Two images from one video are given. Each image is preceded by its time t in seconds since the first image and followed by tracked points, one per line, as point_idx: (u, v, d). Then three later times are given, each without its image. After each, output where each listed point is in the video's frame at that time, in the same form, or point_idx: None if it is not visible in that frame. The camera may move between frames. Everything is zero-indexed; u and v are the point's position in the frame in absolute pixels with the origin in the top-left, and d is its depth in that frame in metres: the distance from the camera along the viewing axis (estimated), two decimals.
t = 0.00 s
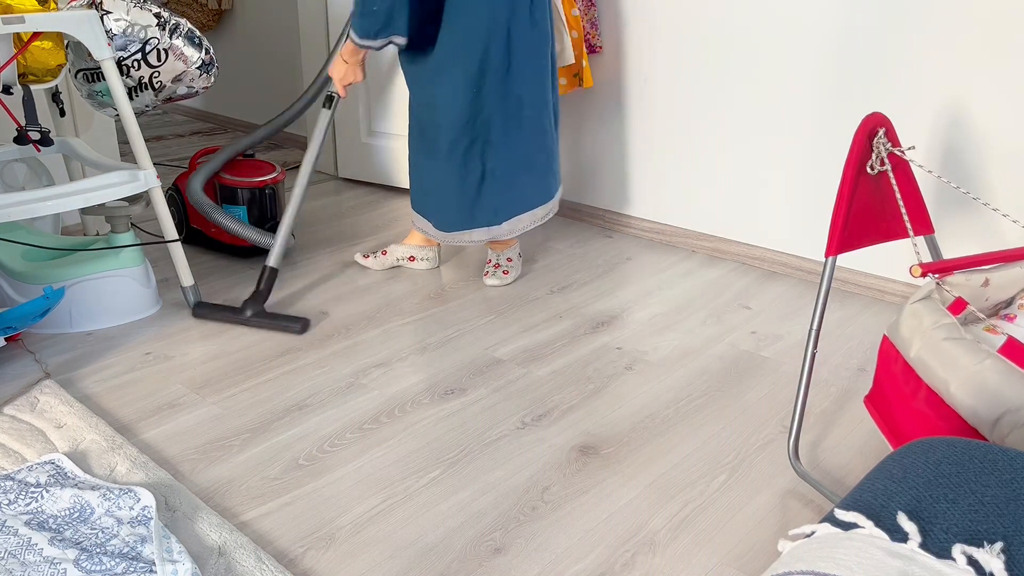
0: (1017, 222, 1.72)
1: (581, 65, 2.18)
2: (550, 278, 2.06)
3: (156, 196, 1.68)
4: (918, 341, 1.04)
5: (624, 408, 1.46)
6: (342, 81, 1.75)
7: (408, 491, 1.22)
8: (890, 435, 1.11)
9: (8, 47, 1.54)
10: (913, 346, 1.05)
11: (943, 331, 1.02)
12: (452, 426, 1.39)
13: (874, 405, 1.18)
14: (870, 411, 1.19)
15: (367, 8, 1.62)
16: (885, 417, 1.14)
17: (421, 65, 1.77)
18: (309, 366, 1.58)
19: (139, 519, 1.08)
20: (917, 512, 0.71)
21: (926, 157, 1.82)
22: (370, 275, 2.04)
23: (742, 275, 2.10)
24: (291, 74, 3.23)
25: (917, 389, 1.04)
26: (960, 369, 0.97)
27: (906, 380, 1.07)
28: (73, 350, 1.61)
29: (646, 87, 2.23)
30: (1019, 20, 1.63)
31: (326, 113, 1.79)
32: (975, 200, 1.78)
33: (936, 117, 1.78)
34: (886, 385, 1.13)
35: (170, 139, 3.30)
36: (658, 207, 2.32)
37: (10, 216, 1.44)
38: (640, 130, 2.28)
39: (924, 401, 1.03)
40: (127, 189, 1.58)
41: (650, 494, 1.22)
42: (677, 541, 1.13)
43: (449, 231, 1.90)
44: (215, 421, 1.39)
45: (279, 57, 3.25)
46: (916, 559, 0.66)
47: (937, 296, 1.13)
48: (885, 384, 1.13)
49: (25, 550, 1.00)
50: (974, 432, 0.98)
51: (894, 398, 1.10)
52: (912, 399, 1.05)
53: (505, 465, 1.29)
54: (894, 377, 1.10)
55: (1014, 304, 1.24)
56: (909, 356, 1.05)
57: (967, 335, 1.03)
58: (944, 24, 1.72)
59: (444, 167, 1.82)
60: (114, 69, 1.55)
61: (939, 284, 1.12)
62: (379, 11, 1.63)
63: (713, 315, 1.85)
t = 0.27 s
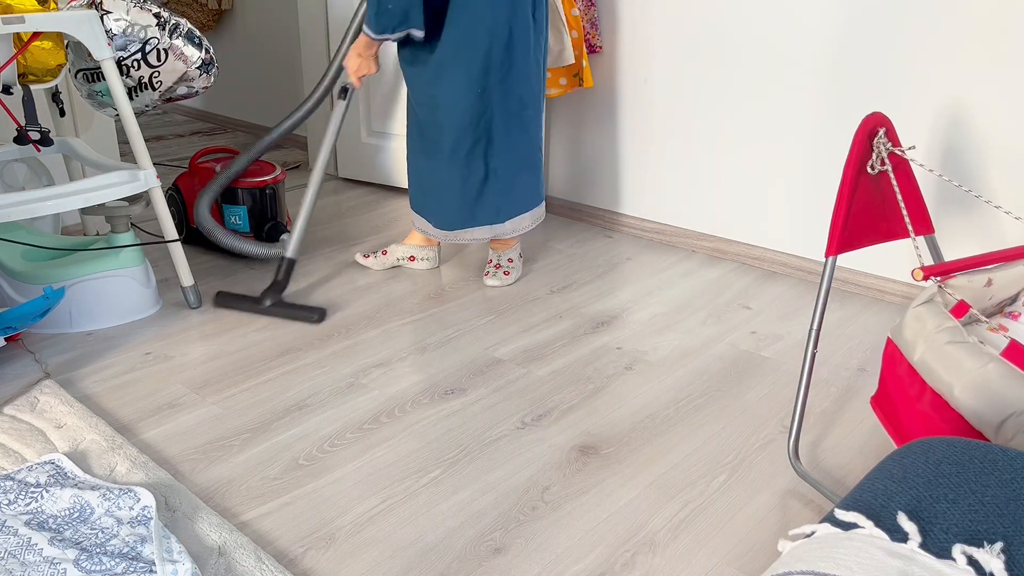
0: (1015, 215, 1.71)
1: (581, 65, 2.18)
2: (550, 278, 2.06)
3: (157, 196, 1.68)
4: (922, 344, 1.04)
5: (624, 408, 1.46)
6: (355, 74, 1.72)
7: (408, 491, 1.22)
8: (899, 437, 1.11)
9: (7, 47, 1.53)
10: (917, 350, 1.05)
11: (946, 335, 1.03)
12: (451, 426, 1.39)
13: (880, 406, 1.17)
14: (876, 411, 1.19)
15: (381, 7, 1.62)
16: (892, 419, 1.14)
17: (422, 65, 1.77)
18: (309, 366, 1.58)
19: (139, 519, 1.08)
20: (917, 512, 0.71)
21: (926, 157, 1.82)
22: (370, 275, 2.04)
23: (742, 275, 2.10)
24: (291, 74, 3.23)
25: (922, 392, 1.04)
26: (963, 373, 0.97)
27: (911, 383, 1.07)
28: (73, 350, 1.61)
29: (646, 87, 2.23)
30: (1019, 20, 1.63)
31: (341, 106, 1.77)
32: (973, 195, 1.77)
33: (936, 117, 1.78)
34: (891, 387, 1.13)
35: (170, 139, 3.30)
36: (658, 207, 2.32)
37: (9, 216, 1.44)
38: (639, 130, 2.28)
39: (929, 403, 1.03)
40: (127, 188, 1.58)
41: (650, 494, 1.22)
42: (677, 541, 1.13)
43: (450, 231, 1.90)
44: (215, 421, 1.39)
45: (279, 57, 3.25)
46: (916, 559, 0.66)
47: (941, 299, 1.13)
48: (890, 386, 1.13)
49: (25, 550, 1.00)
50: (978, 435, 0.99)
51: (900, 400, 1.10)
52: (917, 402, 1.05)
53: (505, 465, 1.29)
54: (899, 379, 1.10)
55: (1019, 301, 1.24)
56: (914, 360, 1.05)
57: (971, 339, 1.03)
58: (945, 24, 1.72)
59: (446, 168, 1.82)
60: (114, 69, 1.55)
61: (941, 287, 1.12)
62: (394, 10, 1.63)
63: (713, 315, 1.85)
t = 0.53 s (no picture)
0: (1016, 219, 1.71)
1: (581, 65, 2.19)
2: (550, 278, 2.06)
3: (156, 196, 1.68)
4: (920, 343, 1.04)
5: (624, 408, 1.46)
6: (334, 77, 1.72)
7: (408, 491, 1.22)
8: (895, 435, 1.11)
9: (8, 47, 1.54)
10: (915, 348, 1.05)
11: (944, 333, 1.03)
12: (452, 426, 1.39)
13: (877, 405, 1.18)
14: (873, 411, 1.19)
15: (380, 9, 1.61)
16: (889, 417, 1.14)
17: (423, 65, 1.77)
18: (309, 366, 1.58)
19: (139, 519, 1.08)
20: (917, 512, 0.71)
21: (926, 157, 1.82)
22: (370, 275, 2.04)
23: (742, 275, 2.10)
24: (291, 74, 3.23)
25: (921, 391, 1.04)
26: (962, 371, 0.97)
27: (910, 382, 1.07)
28: (73, 350, 1.61)
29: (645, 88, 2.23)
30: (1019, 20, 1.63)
31: (314, 110, 1.75)
32: (974, 197, 1.77)
33: (936, 117, 1.78)
34: (889, 386, 1.13)
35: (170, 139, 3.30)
36: (658, 207, 2.32)
37: (9, 216, 1.44)
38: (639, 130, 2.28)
39: (927, 402, 1.04)
40: (127, 188, 1.58)
41: (650, 494, 1.22)
42: (677, 540, 1.13)
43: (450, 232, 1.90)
44: (215, 421, 1.39)
45: (279, 57, 3.25)
46: (916, 559, 0.66)
47: (939, 298, 1.13)
48: (888, 385, 1.13)
49: (25, 550, 1.00)
50: (976, 433, 0.99)
51: (898, 399, 1.10)
52: (915, 400, 1.05)
53: (505, 465, 1.29)
54: (897, 378, 1.10)
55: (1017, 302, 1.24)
56: (912, 358, 1.05)
57: (969, 338, 1.03)
58: (944, 24, 1.72)
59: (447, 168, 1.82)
60: (114, 69, 1.55)
61: (940, 285, 1.12)
62: (392, 11, 1.62)
63: (713, 315, 1.85)
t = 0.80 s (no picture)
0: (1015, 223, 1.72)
1: (581, 65, 2.19)
2: (550, 278, 2.06)
3: (156, 196, 1.68)
4: (916, 338, 1.05)
5: (624, 408, 1.46)
6: (346, 65, 1.79)
7: (408, 491, 1.22)
8: (885, 431, 1.11)
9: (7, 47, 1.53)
10: (911, 344, 1.05)
11: (941, 328, 1.02)
12: (452, 426, 1.39)
13: (870, 403, 1.18)
14: (865, 409, 1.19)
15: None
16: (881, 413, 1.14)
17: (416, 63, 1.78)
18: (309, 366, 1.58)
19: (139, 519, 1.08)
20: (917, 512, 0.71)
21: (925, 157, 1.82)
22: (370, 275, 2.04)
23: (742, 275, 2.10)
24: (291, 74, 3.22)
25: (915, 388, 1.04)
26: (958, 367, 0.97)
27: (905, 379, 1.07)
28: (73, 350, 1.61)
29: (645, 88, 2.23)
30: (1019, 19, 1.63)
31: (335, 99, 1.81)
32: (974, 201, 1.78)
33: (935, 116, 1.78)
34: (883, 383, 1.13)
35: (170, 139, 3.30)
36: (658, 207, 2.32)
37: (9, 216, 1.44)
38: (639, 130, 2.28)
39: (922, 399, 1.04)
40: (128, 189, 1.58)
41: (650, 494, 1.22)
42: (677, 540, 1.13)
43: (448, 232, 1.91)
44: (215, 421, 1.39)
45: (279, 57, 3.25)
46: (917, 559, 0.66)
47: (937, 293, 1.13)
48: (882, 381, 1.13)
49: (25, 551, 1.00)
50: (971, 430, 0.99)
51: (892, 395, 1.10)
52: (910, 397, 1.05)
53: (505, 465, 1.29)
54: (892, 376, 1.10)
55: (1011, 307, 1.24)
56: (908, 354, 1.05)
57: (965, 333, 1.03)
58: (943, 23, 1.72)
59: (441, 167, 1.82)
60: (114, 69, 1.55)
61: (938, 282, 1.12)
62: None
63: (713, 315, 1.85)
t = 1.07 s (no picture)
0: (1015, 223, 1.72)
1: (582, 65, 2.19)
2: (550, 278, 2.06)
3: (156, 196, 1.68)
4: (915, 337, 1.05)
5: (624, 408, 1.46)
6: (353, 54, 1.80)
7: (408, 491, 1.22)
8: (884, 431, 1.12)
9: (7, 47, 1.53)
10: (910, 343, 1.05)
11: (940, 327, 1.02)
12: (452, 426, 1.39)
13: (870, 403, 1.17)
14: (865, 409, 1.19)
15: None
16: (880, 412, 1.14)
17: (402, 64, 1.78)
18: (309, 366, 1.58)
19: (139, 519, 1.08)
20: (917, 512, 0.71)
21: (925, 156, 1.82)
22: (370, 275, 2.04)
23: (742, 275, 2.10)
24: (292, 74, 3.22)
25: (915, 387, 1.04)
26: (957, 366, 0.97)
27: (905, 378, 1.07)
28: (73, 350, 1.61)
29: (645, 88, 2.23)
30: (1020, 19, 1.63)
31: (347, 85, 1.87)
32: (975, 202, 1.78)
33: (935, 116, 1.79)
34: (883, 383, 1.13)
35: (170, 139, 3.30)
36: (658, 207, 2.32)
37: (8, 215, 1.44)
38: (639, 130, 2.28)
39: (921, 398, 1.04)
40: (128, 189, 1.58)
41: (650, 494, 1.22)
42: (677, 540, 1.13)
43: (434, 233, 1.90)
44: (215, 421, 1.39)
45: (279, 57, 3.25)
46: (917, 559, 0.66)
47: (936, 292, 1.12)
48: (880, 381, 1.14)
49: (25, 551, 1.00)
50: (969, 429, 0.99)
51: (891, 395, 1.10)
52: (910, 397, 1.05)
53: (505, 465, 1.29)
54: (892, 376, 1.10)
55: (1011, 307, 1.24)
56: (907, 353, 1.05)
57: (965, 332, 1.03)
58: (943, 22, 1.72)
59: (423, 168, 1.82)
60: (114, 69, 1.55)
61: (938, 281, 1.12)
62: None
63: (713, 315, 1.85)
